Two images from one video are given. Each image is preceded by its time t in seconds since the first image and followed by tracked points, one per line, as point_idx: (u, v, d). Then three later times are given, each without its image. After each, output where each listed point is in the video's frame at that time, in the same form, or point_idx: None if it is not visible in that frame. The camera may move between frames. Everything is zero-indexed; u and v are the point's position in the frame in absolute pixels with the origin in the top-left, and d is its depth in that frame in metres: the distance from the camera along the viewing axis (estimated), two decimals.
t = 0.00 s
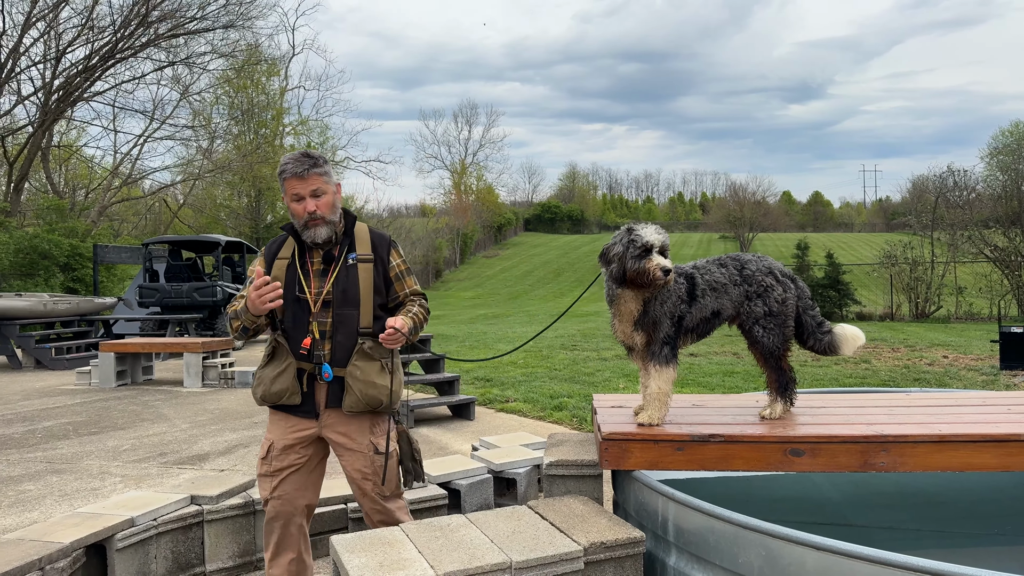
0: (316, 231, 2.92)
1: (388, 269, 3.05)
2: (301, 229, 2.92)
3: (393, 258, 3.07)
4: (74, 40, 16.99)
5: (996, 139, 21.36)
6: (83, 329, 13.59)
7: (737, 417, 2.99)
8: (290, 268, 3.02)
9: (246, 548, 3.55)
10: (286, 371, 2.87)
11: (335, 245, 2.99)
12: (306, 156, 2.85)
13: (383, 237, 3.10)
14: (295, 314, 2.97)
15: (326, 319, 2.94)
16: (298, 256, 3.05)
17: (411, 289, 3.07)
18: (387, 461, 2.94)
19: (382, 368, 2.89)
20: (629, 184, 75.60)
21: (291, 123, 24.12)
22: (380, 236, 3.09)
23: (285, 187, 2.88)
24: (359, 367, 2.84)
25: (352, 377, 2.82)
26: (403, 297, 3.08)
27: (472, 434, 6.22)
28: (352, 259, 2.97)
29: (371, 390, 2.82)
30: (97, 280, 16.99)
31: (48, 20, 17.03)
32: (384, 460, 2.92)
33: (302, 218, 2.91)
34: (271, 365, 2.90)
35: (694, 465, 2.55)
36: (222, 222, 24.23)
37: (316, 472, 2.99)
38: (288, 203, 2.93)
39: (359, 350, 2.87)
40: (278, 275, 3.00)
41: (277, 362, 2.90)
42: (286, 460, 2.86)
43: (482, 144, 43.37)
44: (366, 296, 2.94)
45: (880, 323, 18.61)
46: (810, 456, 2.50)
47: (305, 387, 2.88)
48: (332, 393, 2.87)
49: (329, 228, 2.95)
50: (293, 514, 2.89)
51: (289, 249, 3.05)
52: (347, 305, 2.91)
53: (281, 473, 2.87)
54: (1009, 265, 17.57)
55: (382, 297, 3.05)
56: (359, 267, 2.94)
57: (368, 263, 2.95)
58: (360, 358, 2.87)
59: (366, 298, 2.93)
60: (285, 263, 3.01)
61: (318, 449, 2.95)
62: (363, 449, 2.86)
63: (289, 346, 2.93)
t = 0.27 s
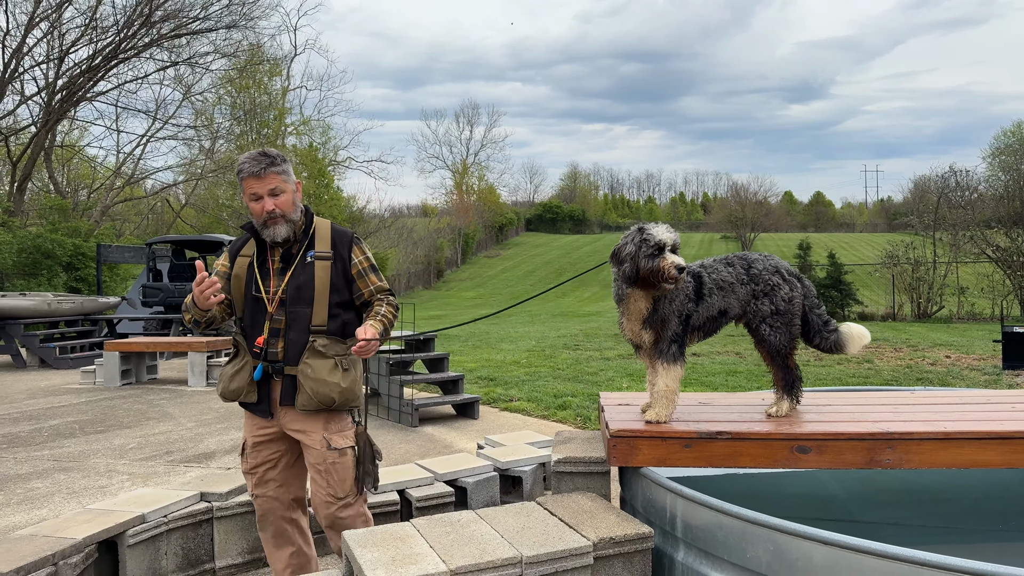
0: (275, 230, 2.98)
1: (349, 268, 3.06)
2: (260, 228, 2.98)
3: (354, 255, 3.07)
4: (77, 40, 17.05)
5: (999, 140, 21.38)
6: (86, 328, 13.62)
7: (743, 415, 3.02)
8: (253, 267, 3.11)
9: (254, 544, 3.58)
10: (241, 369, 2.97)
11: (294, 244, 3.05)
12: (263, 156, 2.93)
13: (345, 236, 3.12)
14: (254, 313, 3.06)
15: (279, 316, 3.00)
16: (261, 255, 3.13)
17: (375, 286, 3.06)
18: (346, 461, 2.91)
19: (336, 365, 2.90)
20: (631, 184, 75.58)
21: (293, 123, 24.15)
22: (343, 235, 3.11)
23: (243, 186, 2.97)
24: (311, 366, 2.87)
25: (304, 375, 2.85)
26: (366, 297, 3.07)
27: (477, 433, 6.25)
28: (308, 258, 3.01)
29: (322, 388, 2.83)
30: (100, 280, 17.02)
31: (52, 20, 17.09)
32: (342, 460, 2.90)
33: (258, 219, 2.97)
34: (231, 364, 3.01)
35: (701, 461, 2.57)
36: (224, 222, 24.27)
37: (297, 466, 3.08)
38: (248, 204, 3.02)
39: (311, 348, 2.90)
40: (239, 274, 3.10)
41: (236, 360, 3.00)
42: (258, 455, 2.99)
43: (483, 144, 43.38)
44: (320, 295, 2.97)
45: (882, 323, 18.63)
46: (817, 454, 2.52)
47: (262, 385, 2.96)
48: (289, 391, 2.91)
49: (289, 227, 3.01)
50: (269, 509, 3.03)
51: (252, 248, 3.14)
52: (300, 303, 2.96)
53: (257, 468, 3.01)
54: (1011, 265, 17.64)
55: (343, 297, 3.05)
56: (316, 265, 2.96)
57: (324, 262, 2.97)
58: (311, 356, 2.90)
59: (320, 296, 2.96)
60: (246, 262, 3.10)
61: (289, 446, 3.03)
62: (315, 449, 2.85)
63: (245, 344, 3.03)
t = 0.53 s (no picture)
0: (266, 234, 2.93)
1: (331, 270, 3.03)
2: (250, 232, 2.94)
3: (336, 256, 3.06)
4: (82, 40, 17.13)
5: (1001, 140, 21.41)
6: (91, 327, 13.69)
7: (748, 410, 3.06)
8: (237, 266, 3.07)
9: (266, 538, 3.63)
10: (223, 368, 2.97)
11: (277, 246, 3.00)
12: (251, 158, 2.86)
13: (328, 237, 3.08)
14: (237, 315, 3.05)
15: (258, 319, 2.96)
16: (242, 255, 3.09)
17: (360, 286, 3.06)
18: (297, 466, 2.84)
19: (312, 365, 2.85)
20: (633, 183, 75.60)
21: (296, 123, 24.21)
22: (327, 236, 3.07)
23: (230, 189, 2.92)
24: (287, 366, 2.82)
25: (281, 377, 2.80)
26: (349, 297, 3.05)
27: (482, 431, 6.31)
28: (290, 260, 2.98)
29: (298, 390, 2.78)
30: (104, 279, 17.10)
31: (57, 20, 17.18)
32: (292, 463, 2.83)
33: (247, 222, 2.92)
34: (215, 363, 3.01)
35: (707, 455, 2.62)
36: (227, 221, 24.35)
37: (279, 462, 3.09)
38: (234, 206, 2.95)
39: (286, 349, 2.84)
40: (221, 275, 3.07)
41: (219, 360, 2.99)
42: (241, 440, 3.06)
43: (486, 144, 43.44)
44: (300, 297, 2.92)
45: (884, 322, 18.69)
46: (820, 447, 2.57)
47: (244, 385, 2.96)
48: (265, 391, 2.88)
49: (277, 230, 2.97)
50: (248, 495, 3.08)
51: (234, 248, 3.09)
52: (278, 304, 2.92)
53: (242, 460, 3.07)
54: (1013, 265, 17.69)
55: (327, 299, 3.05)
56: (293, 265, 2.93)
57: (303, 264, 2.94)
58: (288, 357, 2.84)
59: (298, 298, 2.91)
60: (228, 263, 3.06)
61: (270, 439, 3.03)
62: (273, 446, 2.84)
63: (228, 344, 3.00)
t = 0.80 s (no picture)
0: (269, 236, 2.83)
1: (325, 268, 3.00)
2: (252, 234, 2.82)
3: (328, 255, 3.02)
4: (89, 40, 17.25)
5: (1006, 140, 21.42)
6: (98, 325, 13.76)
7: (753, 404, 3.11)
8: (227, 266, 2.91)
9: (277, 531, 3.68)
10: (215, 372, 2.82)
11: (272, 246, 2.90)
12: (256, 159, 2.72)
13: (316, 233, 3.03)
14: (230, 317, 2.92)
15: (255, 320, 2.85)
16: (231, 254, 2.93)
17: (351, 284, 3.05)
18: (304, 464, 2.77)
19: (313, 364, 2.79)
20: (637, 183, 75.62)
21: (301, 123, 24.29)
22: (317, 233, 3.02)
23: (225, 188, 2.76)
24: (288, 368, 2.74)
25: (282, 378, 2.72)
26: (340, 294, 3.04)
27: (488, 428, 6.37)
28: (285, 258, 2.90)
29: (300, 390, 2.72)
30: (110, 278, 17.20)
31: (63, 20, 17.29)
32: (299, 462, 2.75)
33: (251, 225, 2.79)
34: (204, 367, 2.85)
35: (714, 448, 2.67)
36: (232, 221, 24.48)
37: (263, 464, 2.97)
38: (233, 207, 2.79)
39: (285, 351, 2.77)
40: (211, 276, 2.88)
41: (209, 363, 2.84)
42: (222, 447, 2.89)
43: (489, 144, 43.53)
44: (299, 297, 2.86)
45: (888, 322, 18.71)
46: (824, 440, 2.62)
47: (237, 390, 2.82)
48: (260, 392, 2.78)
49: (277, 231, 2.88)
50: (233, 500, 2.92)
51: (222, 247, 2.91)
52: (276, 306, 2.83)
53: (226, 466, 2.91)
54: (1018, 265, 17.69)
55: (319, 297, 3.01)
56: (289, 267, 2.84)
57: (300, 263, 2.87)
58: (287, 358, 2.77)
59: (296, 299, 2.84)
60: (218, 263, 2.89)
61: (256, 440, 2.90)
62: (276, 447, 2.74)
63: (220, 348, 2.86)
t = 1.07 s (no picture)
0: (252, 236, 2.83)
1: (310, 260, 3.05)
2: (238, 238, 2.80)
3: (311, 248, 3.07)
4: (97, 40, 17.37)
5: (1013, 140, 21.38)
6: (106, 324, 13.85)
7: (759, 400, 3.13)
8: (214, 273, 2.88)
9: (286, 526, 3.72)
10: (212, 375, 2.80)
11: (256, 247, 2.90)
12: (233, 163, 2.69)
13: (293, 226, 3.05)
14: (223, 322, 2.92)
15: (253, 320, 2.89)
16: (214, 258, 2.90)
17: (336, 275, 3.12)
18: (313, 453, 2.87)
19: (313, 359, 2.89)
20: (642, 184, 75.62)
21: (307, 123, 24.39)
22: (294, 226, 3.04)
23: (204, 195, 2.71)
24: (292, 365, 2.82)
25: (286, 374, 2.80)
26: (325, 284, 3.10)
27: (493, 426, 6.41)
28: (271, 256, 2.91)
29: (307, 384, 2.82)
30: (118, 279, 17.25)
31: (71, 21, 17.41)
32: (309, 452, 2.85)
33: (235, 230, 2.77)
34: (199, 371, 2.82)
35: (720, 443, 2.69)
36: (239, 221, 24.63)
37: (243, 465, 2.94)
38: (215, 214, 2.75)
39: (286, 349, 2.84)
40: (200, 282, 2.85)
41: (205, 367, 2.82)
42: (215, 452, 2.81)
43: (494, 144, 43.60)
44: (292, 293, 2.91)
45: (893, 322, 18.70)
46: (829, 436, 2.64)
47: (237, 393, 2.81)
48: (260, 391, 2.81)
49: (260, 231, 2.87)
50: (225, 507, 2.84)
51: (206, 251, 2.87)
52: (272, 306, 2.87)
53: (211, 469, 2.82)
54: None
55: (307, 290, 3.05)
56: (277, 265, 2.88)
57: (287, 258, 2.92)
58: (288, 355, 2.84)
59: (290, 296, 2.89)
60: (205, 268, 2.85)
61: (246, 441, 2.89)
62: (283, 442, 2.80)
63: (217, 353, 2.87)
